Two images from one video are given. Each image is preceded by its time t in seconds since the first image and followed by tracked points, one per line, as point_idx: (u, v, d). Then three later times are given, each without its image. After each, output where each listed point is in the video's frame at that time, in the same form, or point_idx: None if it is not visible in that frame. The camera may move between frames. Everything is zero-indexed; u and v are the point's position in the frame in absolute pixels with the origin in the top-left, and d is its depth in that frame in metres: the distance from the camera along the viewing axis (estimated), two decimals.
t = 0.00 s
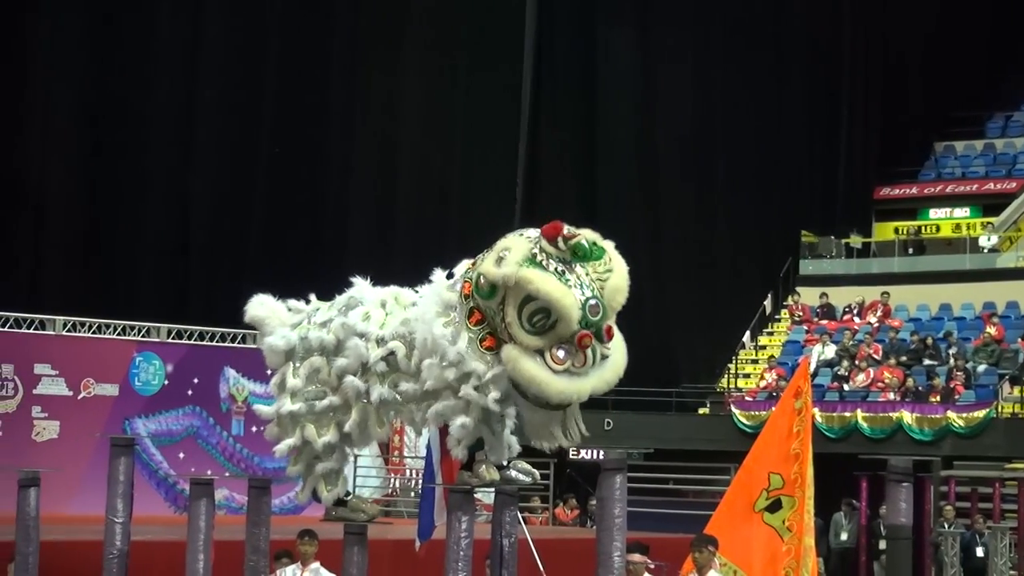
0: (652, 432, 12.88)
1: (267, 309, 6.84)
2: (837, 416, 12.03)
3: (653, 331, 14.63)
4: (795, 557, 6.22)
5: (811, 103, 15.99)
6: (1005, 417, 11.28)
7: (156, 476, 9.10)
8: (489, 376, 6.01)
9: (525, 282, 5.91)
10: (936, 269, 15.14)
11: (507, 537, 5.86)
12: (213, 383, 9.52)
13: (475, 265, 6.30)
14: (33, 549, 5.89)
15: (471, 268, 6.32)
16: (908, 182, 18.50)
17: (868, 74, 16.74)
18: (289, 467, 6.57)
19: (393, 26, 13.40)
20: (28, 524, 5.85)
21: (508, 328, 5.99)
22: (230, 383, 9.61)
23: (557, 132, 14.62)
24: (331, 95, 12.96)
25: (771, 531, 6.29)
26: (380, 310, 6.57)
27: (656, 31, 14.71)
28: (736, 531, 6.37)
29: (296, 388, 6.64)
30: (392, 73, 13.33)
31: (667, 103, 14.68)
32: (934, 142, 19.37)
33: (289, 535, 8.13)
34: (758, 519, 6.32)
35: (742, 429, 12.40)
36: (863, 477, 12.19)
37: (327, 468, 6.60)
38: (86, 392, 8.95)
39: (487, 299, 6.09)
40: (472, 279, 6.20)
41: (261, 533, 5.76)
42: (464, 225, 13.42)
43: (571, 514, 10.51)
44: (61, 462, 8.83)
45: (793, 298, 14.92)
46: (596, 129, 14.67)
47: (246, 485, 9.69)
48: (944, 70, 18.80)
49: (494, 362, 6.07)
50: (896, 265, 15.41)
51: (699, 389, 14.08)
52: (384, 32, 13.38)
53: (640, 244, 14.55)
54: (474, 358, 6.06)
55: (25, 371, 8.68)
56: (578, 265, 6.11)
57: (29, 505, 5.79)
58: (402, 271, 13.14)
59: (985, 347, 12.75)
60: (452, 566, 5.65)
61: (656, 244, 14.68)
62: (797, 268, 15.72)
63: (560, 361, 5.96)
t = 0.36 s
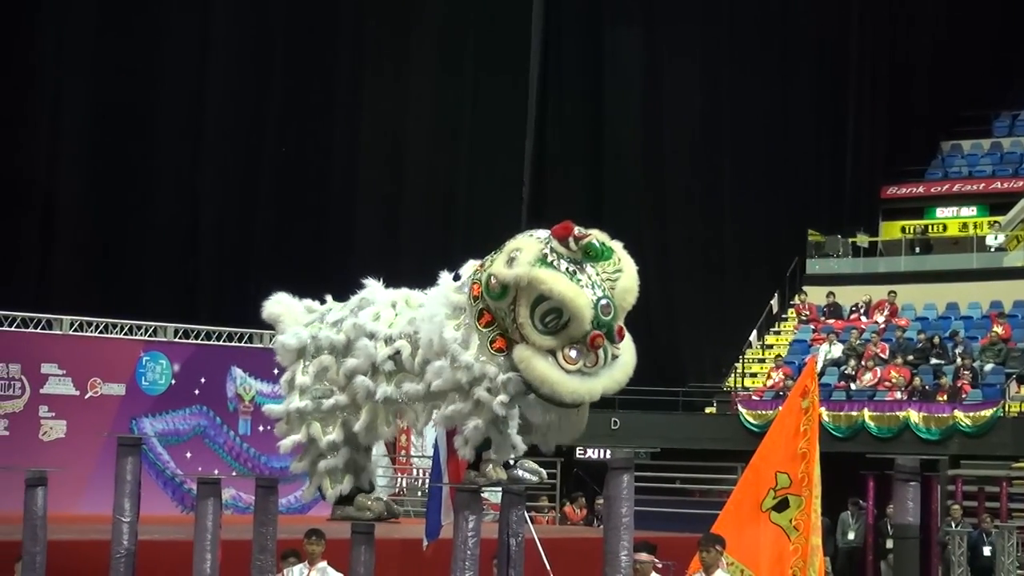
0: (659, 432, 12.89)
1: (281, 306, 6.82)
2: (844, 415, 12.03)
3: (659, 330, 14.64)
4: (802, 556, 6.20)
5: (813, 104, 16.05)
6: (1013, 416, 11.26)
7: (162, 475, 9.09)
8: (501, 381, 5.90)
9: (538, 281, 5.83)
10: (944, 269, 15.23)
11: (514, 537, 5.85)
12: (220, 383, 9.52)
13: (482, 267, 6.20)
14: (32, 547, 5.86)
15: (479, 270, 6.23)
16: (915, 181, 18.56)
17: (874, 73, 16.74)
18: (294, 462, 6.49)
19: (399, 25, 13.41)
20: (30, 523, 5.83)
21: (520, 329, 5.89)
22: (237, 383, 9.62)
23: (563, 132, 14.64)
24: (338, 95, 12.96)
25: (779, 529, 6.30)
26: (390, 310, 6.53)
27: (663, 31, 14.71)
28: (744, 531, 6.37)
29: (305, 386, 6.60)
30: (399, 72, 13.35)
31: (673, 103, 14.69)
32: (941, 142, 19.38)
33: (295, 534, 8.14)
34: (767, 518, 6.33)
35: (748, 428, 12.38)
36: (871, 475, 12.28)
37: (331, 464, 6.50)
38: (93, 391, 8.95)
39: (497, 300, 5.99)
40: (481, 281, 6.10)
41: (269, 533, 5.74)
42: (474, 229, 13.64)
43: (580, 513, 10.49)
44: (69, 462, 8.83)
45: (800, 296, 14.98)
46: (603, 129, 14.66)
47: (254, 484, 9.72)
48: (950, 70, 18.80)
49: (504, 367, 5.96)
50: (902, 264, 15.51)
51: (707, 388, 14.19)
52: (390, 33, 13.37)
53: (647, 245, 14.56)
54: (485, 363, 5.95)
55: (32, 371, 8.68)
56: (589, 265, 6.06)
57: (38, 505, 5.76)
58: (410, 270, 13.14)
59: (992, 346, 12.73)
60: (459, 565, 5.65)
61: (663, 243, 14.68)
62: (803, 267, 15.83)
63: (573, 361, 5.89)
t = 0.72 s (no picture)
0: (665, 432, 12.89)
1: (297, 308, 6.85)
2: (850, 415, 12.04)
3: (666, 330, 14.64)
4: (809, 556, 6.22)
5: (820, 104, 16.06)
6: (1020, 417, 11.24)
7: (170, 475, 9.14)
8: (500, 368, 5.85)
9: (541, 273, 5.79)
10: (948, 270, 15.24)
11: (521, 537, 5.83)
12: (227, 382, 9.52)
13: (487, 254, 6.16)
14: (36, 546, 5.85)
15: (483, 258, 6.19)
16: (921, 181, 18.54)
17: (880, 73, 16.73)
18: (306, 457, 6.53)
19: (407, 25, 13.42)
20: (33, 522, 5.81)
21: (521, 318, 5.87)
22: (244, 382, 9.62)
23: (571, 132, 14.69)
24: (347, 94, 12.95)
25: (785, 530, 6.29)
26: (401, 308, 6.45)
27: (669, 32, 14.73)
28: (751, 532, 6.34)
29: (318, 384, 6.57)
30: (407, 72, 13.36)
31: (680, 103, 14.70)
32: (948, 141, 19.39)
33: (302, 534, 8.14)
34: (773, 518, 6.30)
35: (755, 429, 12.39)
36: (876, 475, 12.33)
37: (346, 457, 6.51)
38: (100, 391, 8.96)
39: (499, 289, 5.96)
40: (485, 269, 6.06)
41: (275, 533, 5.69)
42: (481, 228, 13.68)
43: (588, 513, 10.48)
44: (76, 461, 8.84)
45: (806, 296, 15.02)
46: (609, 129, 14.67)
47: (260, 484, 9.71)
48: (957, 70, 18.80)
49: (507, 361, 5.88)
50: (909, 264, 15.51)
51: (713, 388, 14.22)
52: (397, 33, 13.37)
53: (654, 245, 14.57)
54: (486, 350, 5.90)
55: (39, 370, 8.69)
56: (593, 259, 5.99)
57: (44, 504, 5.77)
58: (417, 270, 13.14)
59: (999, 346, 12.77)
60: (466, 565, 5.56)
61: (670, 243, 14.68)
62: (810, 267, 15.88)
63: (572, 353, 5.86)
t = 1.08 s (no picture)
0: (671, 431, 12.89)
1: (301, 307, 6.82)
2: (855, 414, 12.02)
3: (671, 330, 14.65)
4: (814, 555, 6.18)
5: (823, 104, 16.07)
6: None
7: (174, 474, 9.11)
8: (521, 323, 5.91)
9: (539, 201, 5.79)
10: (953, 268, 15.31)
11: (526, 536, 5.72)
12: (231, 382, 9.51)
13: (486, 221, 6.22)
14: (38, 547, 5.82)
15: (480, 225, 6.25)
16: (926, 179, 18.68)
17: (884, 73, 16.73)
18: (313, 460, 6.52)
19: (411, 25, 13.43)
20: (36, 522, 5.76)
21: (531, 256, 5.84)
22: (248, 381, 9.60)
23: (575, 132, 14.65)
24: (351, 93, 12.96)
25: (790, 529, 6.26)
26: (413, 313, 6.47)
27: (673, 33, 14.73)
28: (756, 531, 6.33)
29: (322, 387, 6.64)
30: (412, 72, 13.38)
31: (684, 103, 14.70)
32: (953, 140, 19.50)
33: (307, 534, 8.15)
34: (778, 517, 6.29)
35: (760, 429, 12.41)
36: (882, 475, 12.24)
37: (355, 455, 6.49)
38: (104, 390, 8.95)
39: (503, 239, 5.98)
40: (483, 229, 6.11)
41: (280, 532, 5.62)
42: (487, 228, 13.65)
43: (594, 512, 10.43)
44: (80, 460, 8.83)
45: (811, 296, 15.02)
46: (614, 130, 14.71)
47: (265, 483, 9.70)
48: (961, 69, 18.81)
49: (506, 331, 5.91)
50: (914, 263, 15.57)
51: (718, 387, 14.23)
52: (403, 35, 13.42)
53: (658, 245, 14.62)
54: (501, 309, 5.97)
55: (43, 370, 8.69)
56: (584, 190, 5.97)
57: (49, 504, 5.75)
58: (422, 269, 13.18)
59: (1004, 346, 12.75)
60: (471, 565, 5.52)
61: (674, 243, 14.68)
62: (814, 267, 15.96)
63: (588, 275, 5.81)
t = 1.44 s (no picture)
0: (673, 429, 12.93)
1: (301, 300, 6.84)
2: (858, 413, 12.01)
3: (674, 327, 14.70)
4: (816, 553, 6.19)
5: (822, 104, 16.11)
6: None
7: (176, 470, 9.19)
8: (545, 282, 5.91)
9: (525, 160, 5.91)
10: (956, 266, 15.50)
11: (529, 532, 5.58)
12: (233, 378, 9.48)
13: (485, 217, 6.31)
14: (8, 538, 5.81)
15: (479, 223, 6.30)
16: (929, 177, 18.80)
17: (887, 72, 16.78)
18: (313, 459, 6.42)
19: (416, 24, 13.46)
20: None
21: (535, 216, 5.88)
22: (251, 378, 9.56)
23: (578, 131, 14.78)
24: (354, 90, 12.94)
25: (793, 527, 6.27)
26: (421, 304, 6.42)
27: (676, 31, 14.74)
28: (759, 528, 6.34)
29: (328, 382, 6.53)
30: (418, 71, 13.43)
31: (688, 102, 14.76)
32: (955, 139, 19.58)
33: (309, 530, 8.15)
34: (781, 515, 6.30)
35: (763, 426, 12.50)
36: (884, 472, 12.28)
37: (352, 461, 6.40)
38: (106, 386, 8.93)
39: (504, 215, 6.05)
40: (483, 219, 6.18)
41: (283, 529, 5.58)
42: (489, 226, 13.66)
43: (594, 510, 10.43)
44: (82, 456, 8.86)
45: (813, 294, 15.26)
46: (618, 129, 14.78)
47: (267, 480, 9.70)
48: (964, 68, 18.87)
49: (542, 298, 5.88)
50: (916, 261, 15.79)
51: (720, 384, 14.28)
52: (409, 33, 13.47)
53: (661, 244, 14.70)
54: (522, 278, 5.93)
55: (45, 366, 8.70)
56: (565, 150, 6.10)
57: (51, 499, 5.77)
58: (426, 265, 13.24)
59: (1006, 344, 12.73)
60: (473, 563, 5.38)
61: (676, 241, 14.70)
62: (817, 264, 16.03)
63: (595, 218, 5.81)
